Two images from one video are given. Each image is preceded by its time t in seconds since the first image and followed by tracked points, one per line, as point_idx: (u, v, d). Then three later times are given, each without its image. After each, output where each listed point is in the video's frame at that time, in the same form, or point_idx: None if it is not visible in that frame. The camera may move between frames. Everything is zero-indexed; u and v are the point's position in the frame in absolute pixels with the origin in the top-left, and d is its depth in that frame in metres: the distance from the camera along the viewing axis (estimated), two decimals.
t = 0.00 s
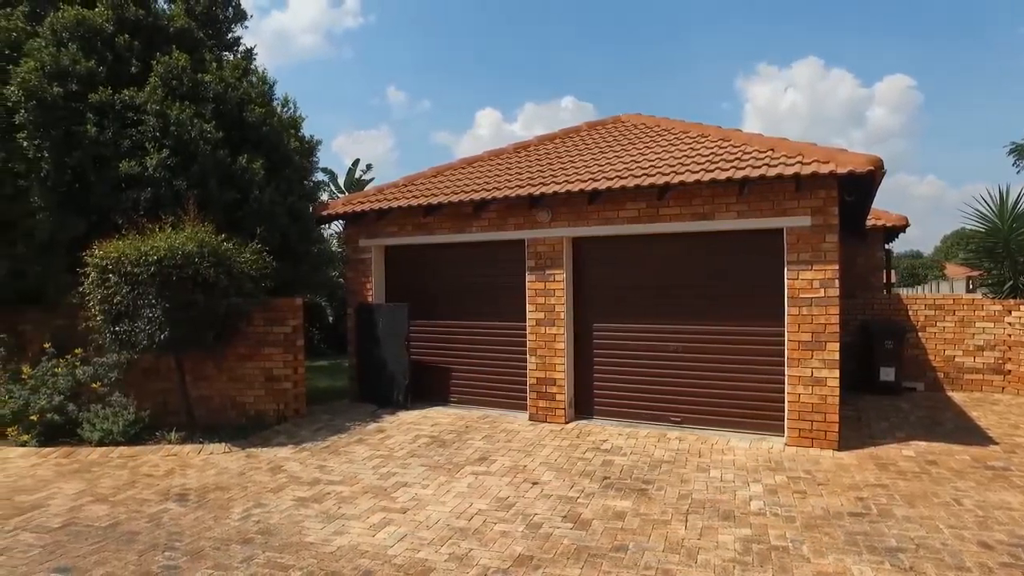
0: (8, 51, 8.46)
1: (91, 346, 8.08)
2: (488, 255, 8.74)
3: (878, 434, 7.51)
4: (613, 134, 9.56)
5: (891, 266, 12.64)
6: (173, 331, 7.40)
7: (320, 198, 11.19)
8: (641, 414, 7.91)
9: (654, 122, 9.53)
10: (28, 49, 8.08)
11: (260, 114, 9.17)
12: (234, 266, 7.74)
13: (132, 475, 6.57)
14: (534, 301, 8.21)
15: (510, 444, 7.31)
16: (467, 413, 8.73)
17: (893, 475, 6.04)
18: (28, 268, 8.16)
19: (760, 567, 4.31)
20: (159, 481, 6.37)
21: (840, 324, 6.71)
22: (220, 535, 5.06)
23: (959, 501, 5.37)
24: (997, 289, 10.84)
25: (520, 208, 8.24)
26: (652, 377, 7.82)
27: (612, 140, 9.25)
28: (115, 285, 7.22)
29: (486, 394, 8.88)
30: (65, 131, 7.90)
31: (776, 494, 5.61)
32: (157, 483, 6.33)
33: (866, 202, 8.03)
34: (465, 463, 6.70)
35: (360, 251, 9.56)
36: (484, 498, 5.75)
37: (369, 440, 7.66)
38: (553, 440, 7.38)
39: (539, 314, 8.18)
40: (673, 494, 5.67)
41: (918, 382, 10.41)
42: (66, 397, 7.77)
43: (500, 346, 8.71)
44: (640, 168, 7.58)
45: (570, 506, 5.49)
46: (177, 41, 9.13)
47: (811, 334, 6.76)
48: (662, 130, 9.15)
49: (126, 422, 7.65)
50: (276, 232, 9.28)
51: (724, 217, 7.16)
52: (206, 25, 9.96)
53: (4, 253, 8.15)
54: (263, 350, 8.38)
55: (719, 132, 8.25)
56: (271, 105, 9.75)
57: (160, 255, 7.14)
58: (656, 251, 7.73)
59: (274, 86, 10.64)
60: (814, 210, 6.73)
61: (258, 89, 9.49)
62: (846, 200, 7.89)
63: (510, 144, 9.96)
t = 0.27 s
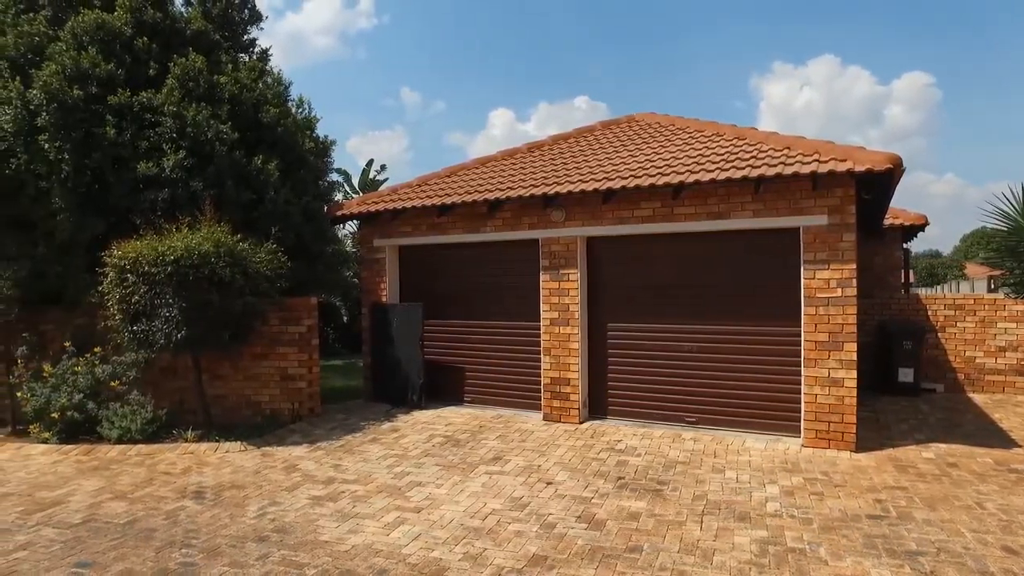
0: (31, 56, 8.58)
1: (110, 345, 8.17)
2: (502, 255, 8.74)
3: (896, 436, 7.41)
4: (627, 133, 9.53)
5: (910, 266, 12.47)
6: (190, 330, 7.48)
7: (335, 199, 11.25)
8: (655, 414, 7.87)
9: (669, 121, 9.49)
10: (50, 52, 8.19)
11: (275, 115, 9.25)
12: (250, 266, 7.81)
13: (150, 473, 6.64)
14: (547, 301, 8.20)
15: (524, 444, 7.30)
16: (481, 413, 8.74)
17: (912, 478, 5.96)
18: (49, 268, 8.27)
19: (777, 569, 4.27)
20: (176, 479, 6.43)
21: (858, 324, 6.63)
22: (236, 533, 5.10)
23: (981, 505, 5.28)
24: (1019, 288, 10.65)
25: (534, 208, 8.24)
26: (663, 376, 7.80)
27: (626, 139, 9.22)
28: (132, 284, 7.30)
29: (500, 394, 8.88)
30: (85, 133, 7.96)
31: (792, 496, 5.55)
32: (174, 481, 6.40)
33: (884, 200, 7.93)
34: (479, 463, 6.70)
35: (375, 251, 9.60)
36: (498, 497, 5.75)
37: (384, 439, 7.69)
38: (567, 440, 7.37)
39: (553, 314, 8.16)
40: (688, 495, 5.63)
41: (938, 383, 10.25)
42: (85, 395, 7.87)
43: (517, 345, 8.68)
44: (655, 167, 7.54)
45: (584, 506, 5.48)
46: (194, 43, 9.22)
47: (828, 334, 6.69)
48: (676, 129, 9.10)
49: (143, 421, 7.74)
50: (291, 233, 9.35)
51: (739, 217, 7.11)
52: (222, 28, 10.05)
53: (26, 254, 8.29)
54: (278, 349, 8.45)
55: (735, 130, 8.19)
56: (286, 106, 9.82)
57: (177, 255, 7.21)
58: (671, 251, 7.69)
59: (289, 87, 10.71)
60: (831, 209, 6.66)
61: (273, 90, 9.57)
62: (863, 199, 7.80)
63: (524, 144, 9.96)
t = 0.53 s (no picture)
0: (53, 59, 8.67)
1: (128, 344, 8.26)
2: (516, 254, 8.74)
3: (916, 438, 7.31)
4: (642, 132, 9.48)
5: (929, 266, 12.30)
6: (206, 329, 7.54)
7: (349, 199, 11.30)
8: (670, 415, 7.82)
9: (683, 120, 9.43)
10: (70, 55, 8.30)
11: (290, 116, 9.31)
12: (265, 266, 7.87)
13: (167, 471, 6.71)
14: (561, 300, 8.18)
15: (538, 444, 7.29)
16: (495, 413, 8.74)
17: (932, 480, 5.87)
18: (69, 269, 8.41)
19: (794, 572, 4.22)
20: (192, 477, 6.49)
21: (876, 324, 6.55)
22: (252, 531, 5.14)
23: (1003, 509, 5.19)
24: None
25: (548, 207, 8.22)
26: (672, 377, 7.79)
27: (641, 138, 9.17)
28: (150, 284, 7.38)
29: (514, 394, 8.88)
30: (104, 134, 8.05)
31: (809, 498, 5.49)
32: (191, 479, 6.46)
33: (902, 199, 7.83)
34: (493, 463, 6.70)
35: (389, 251, 9.63)
36: (512, 497, 5.75)
37: (398, 439, 7.71)
38: (581, 441, 7.35)
39: (567, 313, 8.14)
40: (703, 496, 5.59)
41: (958, 384, 10.10)
42: (104, 394, 7.97)
43: (531, 345, 8.67)
44: (669, 166, 7.50)
45: (598, 506, 5.46)
46: (210, 45, 9.30)
47: (845, 334, 6.61)
48: (691, 128, 9.04)
49: (160, 419, 7.82)
50: (306, 233, 9.40)
51: (755, 216, 7.05)
52: (238, 30, 10.14)
53: (46, 254, 8.46)
54: (293, 348, 8.50)
55: (750, 129, 8.12)
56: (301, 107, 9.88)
57: (193, 255, 7.27)
58: (685, 251, 7.65)
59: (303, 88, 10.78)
60: (848, 208, 6.58)
61: (288, 91, 9.63)
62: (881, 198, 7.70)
63: (538, 144, 9.94)
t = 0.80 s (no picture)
0: (72, 62, 8.78)
1: (145, 343, 8.33)
2: (530, 254, 8.71)
3: (937, 440, 7.19)
4: (656, 131, 9.42)
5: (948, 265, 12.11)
6: (222, 328, 7.59)
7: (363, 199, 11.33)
8: (685, 415, 7.76)
9: (698, 118, 9.36)
10: (89, 58, 8.39)
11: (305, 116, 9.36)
12: (280, 266, 7.92)
13: (183, 469, 6.76)
14: (575, 300, 8.14)
15: (552, 444, 7.26)
16: (509, 412, 8.72)
17: (954, 483, 5.76)
18: (87, 268, 8.48)
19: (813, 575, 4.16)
20: (208, 476, 6.53)
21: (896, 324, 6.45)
22: (267, 530, 5.15)
23: None
24: None
25: (562, 206, 8.19)
26: (686, 377, 7.74)
27: (655, 137, 9.12)
28: (167, 284, 7.44)
29: (528, 394, 8.85)
30: (121, 136, 8.15)
31: (827, 500, 5.42)
32: (207, 477, 6.50)
33: (922, 197, 7.71)
34: (508, 463, 6.68)
35: (403, 251, 9.64)
36: (527, 498, 5.72)
37: (412, 438, 7.71)
38: (595, 441, 7.31)
39: (581, 313, 8.10)
40: (719, 497, 5.53)
41: (979, 386, 9.93)
42: (121, 392, 8.08)
43: (545, 345, 8.64)
44: (685, 165, 7.44)
45: (613, 507, 5.42)
46: (226, 46, 9.37)
47: (863, 334, 6.52)
48: (706, 126, 8.97)
49: (177, 418, 7.88)
50: (320, 232, 9.44)
51: (771, 214, 6.97)
52: (253, 31, 10.21)
53: (66, 254, 8.53)
54: (308, 348, 8.53)
55: (766, 127, 8.04)
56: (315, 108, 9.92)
57: (209, 255, 7.32)
58: (700, 250, 7.58)
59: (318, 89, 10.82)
60: (867, 206, 6.48)
61: (302, 91, 9.68)
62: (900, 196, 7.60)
63: (552, 143, 9.91)
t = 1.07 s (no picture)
0: (91, 63, 8.84)
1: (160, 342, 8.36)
2: (545, 253, 8.65)
3: (961, 442, 7.03)
4: (672, 129, 9.33)
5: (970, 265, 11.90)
6: (237, 327, 7.60)
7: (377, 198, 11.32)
8: (702, 416, 7.66)
9: (715, 116, 9.25)
10: (106, 58, 8.44)
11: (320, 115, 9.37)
12: (294, 264, 7.92)
13: (198, 468, 6.76)
14: (591, 299, 8.07)
15: (568, 444, 7.19)
16: (524, 413, 8.66)
17: (981, 487, 5.63)
18: (104, 268, 8.50)
19: None
20: (224, 474, 6.53)
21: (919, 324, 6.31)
22: (282, 530, 5.13)
23: None
24: None
25: (577, 205, 8.12)
26: (702, 377, 7.64)
27: (671, 135, 9.02)
28: (182, 283, 7.45)
29: (543, 394, 8.79)
30: (138, 136, 8.19)
31: (850, 503, 5.30)
32: (222, 476, 6.50)
33: (945, 195, 7.56)
34: (523, 463, 6.62)
35: (417, 250, 9.62)
36: (543, 498, 5.66)
37: (427, 438, 7.68)
38: (611, 441, 7.23)
39: (597, 312, 8.03)
40: (738, 499, 5.44)
41: (1003, 387, 9.73)
42: (138, 391, 8.13)
43: (560, 345, 8.58)
44: (702, 163, 7.34)
45: (631, 509, 5.34)
46: (241, 46, 9.39)
47: (885, 334, 6.39)
48: (723, 124, 8.86)
49: (192, 417, 7.91)
50: (335, 232, 9.44)
51: (790, 212, 6.85)
52: (268, 31, 10.25)
53: (83, 254, 8.58)
54: (322, 347, 8.53)
55: (785, 125, 7.93)
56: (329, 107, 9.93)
57: (224, 254, 7.33)
58: (718, 249, 7.48)
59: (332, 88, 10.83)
60: (889, 204, 6.35)
61: (317, 91, 9.70)
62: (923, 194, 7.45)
63: (567, 142, 9.84)
